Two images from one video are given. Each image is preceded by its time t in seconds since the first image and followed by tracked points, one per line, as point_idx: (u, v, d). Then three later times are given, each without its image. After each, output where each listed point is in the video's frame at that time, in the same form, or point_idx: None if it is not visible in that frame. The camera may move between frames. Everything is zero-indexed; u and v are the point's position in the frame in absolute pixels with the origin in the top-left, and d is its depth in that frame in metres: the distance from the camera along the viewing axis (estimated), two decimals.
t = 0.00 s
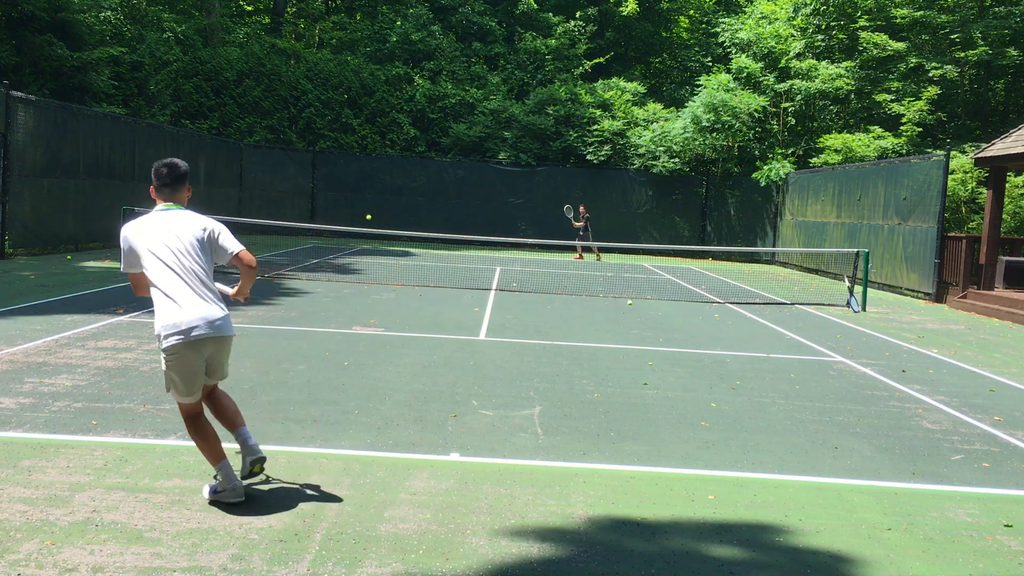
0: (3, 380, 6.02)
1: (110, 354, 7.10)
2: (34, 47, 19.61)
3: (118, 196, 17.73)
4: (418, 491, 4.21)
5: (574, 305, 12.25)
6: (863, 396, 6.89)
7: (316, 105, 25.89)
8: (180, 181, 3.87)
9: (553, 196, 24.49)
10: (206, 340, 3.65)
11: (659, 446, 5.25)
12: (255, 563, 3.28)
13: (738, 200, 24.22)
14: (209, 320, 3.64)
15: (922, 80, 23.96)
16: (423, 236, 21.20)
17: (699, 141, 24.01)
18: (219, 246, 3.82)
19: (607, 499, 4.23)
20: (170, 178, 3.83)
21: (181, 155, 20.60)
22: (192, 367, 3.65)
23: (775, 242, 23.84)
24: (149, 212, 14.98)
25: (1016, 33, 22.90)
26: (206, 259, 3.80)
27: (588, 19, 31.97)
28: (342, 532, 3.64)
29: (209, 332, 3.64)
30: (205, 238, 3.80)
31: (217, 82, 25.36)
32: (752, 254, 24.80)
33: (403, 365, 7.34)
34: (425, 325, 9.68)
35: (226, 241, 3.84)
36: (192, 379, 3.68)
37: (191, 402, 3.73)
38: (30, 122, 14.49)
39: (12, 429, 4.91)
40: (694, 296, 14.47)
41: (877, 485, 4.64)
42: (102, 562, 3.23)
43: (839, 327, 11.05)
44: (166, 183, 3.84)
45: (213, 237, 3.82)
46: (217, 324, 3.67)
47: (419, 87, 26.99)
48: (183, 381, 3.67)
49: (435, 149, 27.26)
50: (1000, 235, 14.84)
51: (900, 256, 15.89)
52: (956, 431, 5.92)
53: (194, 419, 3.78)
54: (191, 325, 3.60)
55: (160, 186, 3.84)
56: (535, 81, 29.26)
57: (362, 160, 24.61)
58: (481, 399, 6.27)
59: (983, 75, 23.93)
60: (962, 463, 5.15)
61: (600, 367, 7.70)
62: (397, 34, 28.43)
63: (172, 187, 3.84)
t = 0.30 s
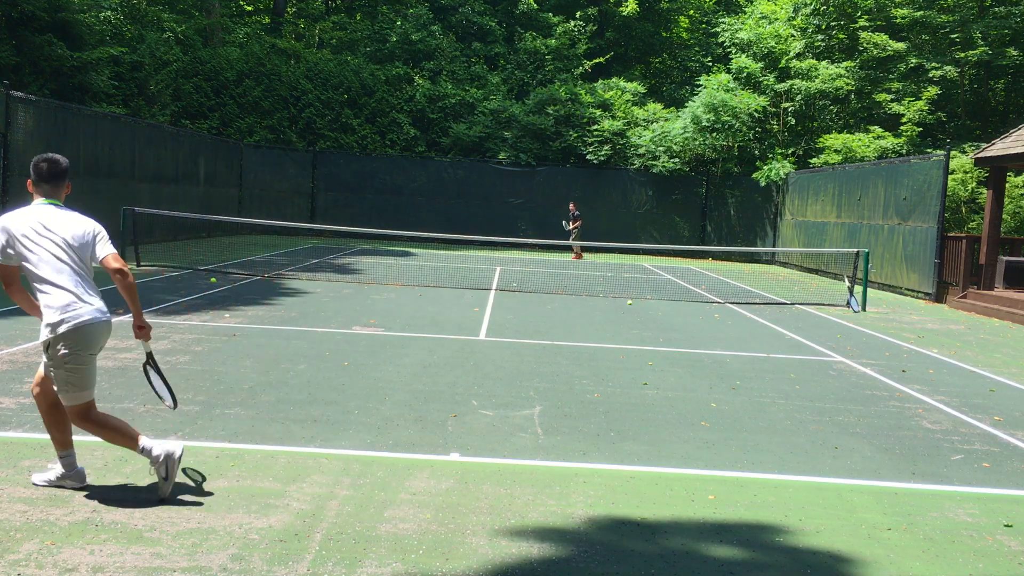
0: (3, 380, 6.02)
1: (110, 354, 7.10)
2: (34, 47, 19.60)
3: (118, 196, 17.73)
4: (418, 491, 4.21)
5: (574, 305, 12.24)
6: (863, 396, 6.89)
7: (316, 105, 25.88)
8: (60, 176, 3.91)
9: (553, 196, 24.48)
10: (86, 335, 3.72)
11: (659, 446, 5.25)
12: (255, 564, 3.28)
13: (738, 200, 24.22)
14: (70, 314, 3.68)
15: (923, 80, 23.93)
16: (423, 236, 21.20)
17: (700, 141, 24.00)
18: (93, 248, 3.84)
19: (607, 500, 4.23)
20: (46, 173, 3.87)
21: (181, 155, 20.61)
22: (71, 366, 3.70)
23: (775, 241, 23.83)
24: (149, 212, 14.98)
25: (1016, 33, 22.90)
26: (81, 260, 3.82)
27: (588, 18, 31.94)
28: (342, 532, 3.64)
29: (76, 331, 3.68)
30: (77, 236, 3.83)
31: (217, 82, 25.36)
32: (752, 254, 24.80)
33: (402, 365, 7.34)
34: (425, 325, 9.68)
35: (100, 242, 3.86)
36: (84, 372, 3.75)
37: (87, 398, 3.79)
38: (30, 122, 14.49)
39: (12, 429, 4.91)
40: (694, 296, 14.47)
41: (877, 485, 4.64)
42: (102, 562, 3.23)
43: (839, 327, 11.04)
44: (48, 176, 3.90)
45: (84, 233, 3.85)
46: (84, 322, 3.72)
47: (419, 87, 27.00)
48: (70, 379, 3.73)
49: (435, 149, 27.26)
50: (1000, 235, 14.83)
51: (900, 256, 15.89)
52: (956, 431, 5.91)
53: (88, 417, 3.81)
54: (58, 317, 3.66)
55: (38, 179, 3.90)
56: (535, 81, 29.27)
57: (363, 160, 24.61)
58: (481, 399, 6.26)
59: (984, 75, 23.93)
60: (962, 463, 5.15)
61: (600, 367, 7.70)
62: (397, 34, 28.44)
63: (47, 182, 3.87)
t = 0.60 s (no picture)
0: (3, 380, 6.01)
1: (110, 354, 7.10)
2: (34, 47, 19.58)
3: (118, 196, 17.73)
4: (418, 491, 4.21)
5: (574, 305, 12.24)
6: (863, 396, 6.89)
7: (316, 105, 25.87)
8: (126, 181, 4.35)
9: (553, 196, 24.48)
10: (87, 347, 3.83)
11: (659, 446, 5.25)
12: (255, 564, 3.28)
13: (738, 200, 24.23)
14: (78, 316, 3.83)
15: (923, 79, 23.91)
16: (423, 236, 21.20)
17: (700, 141, 23.99)
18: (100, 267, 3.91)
19: (607, 499, 4.23)
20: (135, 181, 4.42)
21: (181, 155, 20.61)
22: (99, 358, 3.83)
23: (775, 241, 23.85)
24: (149, 212, 14.97)
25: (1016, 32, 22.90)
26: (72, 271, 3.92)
27: (588, 19, 31.91)
28: (342, 532, 3.64)
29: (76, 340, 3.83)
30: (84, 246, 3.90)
31: (217, 82, 25.37)
32: (752, 254, 24.80)
33: (402, 365, 7.34)
34: (425, 325, 9.68)
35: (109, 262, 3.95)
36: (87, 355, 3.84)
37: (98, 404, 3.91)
38: (30, 122, 14.49)
39: (11, 429, 4.90)
40: (694, 296, 14.46)
41: (877, 485, 4.64)
42: (102, 562, 3.23)
43: (839, 327, 11.04)
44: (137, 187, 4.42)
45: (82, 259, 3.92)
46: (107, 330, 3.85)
47: (419, 87, 27.00)
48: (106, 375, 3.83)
49: (435, 150, 27.26)
50: (1000, 235, 14.83)
51: (900, 256, 15.89)
52: (956, 431, 5.91)
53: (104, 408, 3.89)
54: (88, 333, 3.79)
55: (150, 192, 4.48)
56: (535, 81, 29.27)
57: (363, 160, 24.61)
58: (481, 399, 6.26)
59: (984, 75, 23.94)
60: (962, 463, 5.15)
61: (600, 367, 7.70)
62: (397, 34, 28.45)
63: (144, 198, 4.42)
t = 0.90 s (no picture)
0: (3, 380, 6.01)
1: (110, 355, 7.09)
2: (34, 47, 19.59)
3: (118, 196, 17.74)
4: (418, 492, 4.21)
5: (574, 305, 12.23)
6: (863, 396, 6.89)
7: (316, 105, 25.88)
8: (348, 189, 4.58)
9: (553, 196, 24.46)
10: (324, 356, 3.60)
11: (659, 446, 5.25)
12: (255, 563, 3.28)
13: (738, 200, 24.23)
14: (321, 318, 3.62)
15: (923, 79, 23.87)
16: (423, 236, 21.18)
17: (700, 141, 23.98)
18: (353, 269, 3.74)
19: (607, 499, 4.23)
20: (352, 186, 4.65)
21: (181, 155, 20.61)
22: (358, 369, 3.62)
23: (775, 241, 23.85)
24: (149, 212, 14.97)
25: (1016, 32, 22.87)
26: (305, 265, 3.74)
27: (588, 19, 31.87)
28: (342, 532, 3.64)
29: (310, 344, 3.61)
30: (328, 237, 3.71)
31: (217, 82, 25.39)
32: (752, 254, 24.80)
33: (402, 365, 7.34)
34: (425, 325, 9.68)
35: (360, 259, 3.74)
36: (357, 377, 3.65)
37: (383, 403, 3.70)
38: (30, 122, 14.49)
39: (12, 429, 4.90)
40: (694, 296, 14.46)
41: (877, 486, 4.64)
42: (102, 562, 3.23)
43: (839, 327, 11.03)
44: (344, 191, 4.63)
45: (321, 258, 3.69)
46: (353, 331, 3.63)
47: (419, 87, 26.99)
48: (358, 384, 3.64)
49: (435, 150, 27.26)
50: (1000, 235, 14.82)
51: (900, 256, 15.90)
52: (956, 431, 5.91)
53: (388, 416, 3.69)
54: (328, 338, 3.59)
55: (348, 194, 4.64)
56: (535, 81, 29.29)
57: (363, 160, 24.61)
58: (481, 399, 6.26)
59: (984, 76, 23.93)
60: (962, 463, 5.15)
61: (600, 367, 7.70)
62: (397, 34, 28.48)
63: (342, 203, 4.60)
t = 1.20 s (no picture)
0: (4, 380, 6.01)
1: (111, 354, 7.08)
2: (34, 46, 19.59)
3: (119, 195, 17.73)
4: (419, 491, 4.21)
5: (575, 305, 12.18)
6: (864, 396, 6.87)
7: (316, 104, 25.87)
8: (461, 187, 3.78)
9: (554, 195, 24.42)
10: (437, 366, 3.50)
11: (660, 446, 5.24)
12: (256, 563, 3.28)
13: (739, 199, 24.22)
14: (444, 331, 3.50)
15: (924, 78, 23.82)
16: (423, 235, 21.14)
17: (700, 140, 24.00)
18: (480, 275, 3.61)
19: (608, 499, 4.23)
20: (451, 188, 3.71)
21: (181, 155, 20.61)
22: (468, 383, 3.57)
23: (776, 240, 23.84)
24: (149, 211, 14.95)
25: (1017, 30, 22.82)
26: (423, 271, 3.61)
27: (588, 18, 31.85)
28: (342, 531, 3.63)
29: (428, 355, 3.49)
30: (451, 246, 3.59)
31: (218, 82, 25.39)
32: (752, 254, 24.78)
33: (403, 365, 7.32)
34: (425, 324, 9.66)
35: (488, 268, 3.60)
36: (478, 390, 3.59)
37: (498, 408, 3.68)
38: (31, 121, 14.48)
39: (12, 429, 4.90)
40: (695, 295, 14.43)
41: (877, 485, 4.63)
42: (103, 562, 3.23)
43: (840, 326, 11.02)
44: (441, 193, 3.71)
45: (441, 269, 3.57)
46: (473, 343, 3.54)
47: (419, 86, 26.98)
48: (467, 394, 3.60)
49: (435, 149, 27.23)
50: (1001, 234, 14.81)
51: (901, 255, 15.89)
52: (957, 431, 5.90)
53: (501, 423, 3.71)
54: (446, 351, 3.48)
55: (439, 194, 3.71)
56: (535, 80, 29.29)
57: (363, 159, 24.58)
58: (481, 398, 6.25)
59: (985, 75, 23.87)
60: (962, 463, 5.14)
61: (600, 366, 7.69)
62: (398, 34, 28.49)
63: (446, 196, 3.69)
